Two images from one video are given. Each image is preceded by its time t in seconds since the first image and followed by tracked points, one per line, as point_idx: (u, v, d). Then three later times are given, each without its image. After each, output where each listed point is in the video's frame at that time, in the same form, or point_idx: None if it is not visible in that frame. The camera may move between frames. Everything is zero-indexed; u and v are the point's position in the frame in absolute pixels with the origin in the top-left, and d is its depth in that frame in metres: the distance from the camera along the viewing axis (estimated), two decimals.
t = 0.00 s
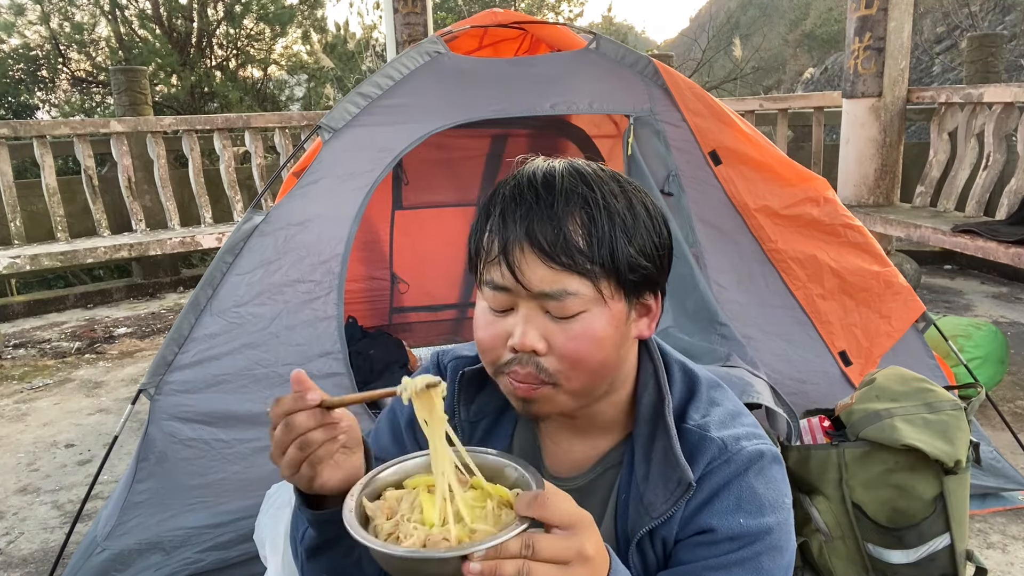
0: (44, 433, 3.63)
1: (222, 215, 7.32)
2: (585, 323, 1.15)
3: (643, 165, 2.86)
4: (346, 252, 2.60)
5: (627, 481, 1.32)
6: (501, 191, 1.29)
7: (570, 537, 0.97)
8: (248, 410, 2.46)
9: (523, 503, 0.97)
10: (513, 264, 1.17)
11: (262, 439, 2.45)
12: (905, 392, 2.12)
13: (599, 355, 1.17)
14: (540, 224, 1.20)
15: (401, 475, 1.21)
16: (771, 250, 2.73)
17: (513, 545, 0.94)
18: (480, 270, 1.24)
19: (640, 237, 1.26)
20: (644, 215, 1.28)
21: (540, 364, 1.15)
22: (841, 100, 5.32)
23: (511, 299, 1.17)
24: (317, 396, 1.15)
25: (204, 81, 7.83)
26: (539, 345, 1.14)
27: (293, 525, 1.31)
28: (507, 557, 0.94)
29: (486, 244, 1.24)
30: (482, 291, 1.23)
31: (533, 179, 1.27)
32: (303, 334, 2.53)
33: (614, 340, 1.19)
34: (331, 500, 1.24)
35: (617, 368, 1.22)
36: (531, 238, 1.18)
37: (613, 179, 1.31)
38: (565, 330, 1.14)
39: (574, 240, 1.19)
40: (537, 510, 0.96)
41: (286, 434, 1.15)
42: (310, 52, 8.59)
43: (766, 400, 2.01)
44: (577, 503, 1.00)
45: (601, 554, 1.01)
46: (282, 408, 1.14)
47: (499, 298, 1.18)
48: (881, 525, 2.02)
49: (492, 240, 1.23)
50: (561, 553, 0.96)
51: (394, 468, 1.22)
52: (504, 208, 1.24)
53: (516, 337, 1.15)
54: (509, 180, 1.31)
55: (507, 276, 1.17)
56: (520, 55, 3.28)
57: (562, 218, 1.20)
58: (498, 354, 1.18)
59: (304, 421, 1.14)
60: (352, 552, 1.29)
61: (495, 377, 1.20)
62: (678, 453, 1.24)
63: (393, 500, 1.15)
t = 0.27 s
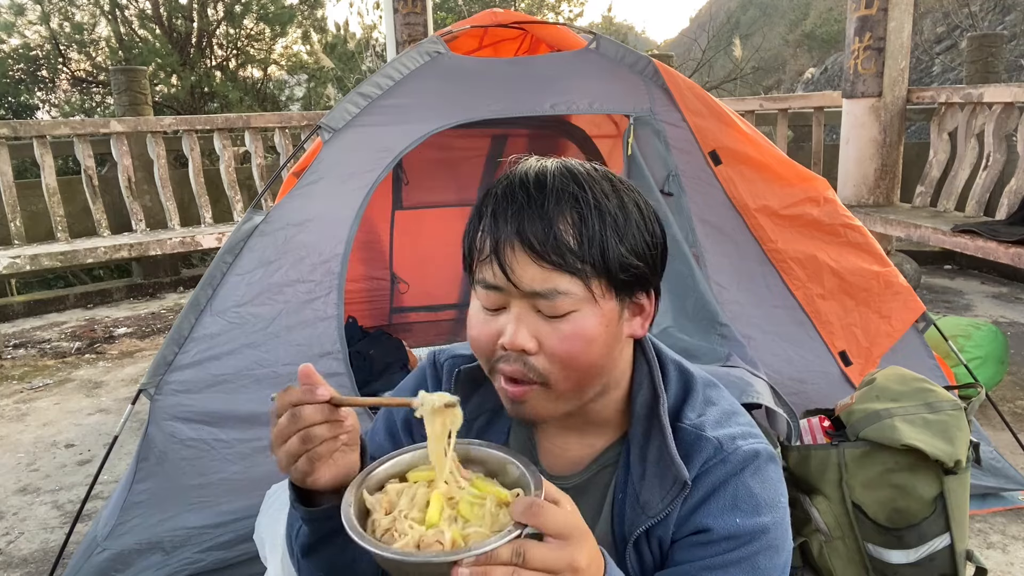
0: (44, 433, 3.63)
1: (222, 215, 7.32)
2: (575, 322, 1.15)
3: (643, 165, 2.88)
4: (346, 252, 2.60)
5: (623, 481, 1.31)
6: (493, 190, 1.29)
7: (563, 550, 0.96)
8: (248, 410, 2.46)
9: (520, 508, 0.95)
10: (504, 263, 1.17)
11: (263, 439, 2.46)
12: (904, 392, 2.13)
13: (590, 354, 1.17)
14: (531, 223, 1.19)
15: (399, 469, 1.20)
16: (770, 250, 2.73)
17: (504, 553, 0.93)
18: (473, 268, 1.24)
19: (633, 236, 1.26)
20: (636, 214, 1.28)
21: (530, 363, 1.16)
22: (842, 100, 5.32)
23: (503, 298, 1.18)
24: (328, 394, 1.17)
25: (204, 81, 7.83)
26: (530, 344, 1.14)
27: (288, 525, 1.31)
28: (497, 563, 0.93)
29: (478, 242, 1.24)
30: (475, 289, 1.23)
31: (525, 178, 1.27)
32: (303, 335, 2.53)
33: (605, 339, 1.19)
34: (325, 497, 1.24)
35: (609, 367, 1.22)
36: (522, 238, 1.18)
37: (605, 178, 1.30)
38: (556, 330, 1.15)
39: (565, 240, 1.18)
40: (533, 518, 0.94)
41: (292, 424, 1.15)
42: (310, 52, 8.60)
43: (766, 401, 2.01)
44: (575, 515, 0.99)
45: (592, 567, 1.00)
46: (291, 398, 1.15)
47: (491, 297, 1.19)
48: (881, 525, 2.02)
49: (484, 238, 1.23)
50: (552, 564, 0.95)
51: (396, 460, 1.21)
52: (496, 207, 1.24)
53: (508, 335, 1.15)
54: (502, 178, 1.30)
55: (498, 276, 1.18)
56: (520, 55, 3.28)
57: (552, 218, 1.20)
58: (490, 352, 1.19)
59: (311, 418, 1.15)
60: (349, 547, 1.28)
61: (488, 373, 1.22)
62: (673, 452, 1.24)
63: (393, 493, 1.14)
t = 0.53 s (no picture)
0: (44, 433, 3.63)
1: (222, 215, 7.32)
2: (594, 291, 1.16)
3: (643, 165, 2.88)
4: (346, 252, 2.60)
5: (621, 479, 1.32)
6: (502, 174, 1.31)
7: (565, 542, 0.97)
8: (248, 410, 2.46)
9: (530, 493, 0.94)
10: (522, 235, 1.19)
11: (263, 439, 2.45)
12: (904, 392, 2.13)
13: (609, 325, 1.17)
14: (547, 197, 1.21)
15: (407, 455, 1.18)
16: (771, 250, 2.72)
17: (506, 541, 0.94)
18: (486, 248, 1.24)
19: (642, 215, 1.29)
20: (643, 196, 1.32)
21: (552, 335, 1.14)
22: (842, 100, 5.32)
23: (520, 272, 1.18)
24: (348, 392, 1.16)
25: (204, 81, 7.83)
26: (551, 315, 1.14)
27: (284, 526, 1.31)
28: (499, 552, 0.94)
29: (491, 222, 1.25)
30: (487, 270, 1.23)
31: (536, 160, 1.30)
32: (303, 335, 2.52)
33: (622, 312, 1.19)
34: (317, 497, 1.23)
35: (623, 345, 1.22)
36: (539, 211, 1.20)
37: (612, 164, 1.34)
38: (575, 299, 1.15)
39: (581, 213, 1.21)
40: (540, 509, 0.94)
41: (306, 414, 1.14)
42: (310, 52, 8.61)
43: (766, 401, 2.01)
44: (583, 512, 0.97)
45: (594, 565, 1.00)
46: (312, 387, 1.14)
47: (507, 272, 1.19)
48: (881, 525, 2.02)
49: (497, 217, 1.24)
50: (553, 555, 0.96)
51: (408, 446, 1.19)
52: (507, 186, 1.25)
53: (526, 307, 1.15)
54: (510, 164, 1.33)
55: (516, 249, 1.18)
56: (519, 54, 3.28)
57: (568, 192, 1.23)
58: (505, 331, 1.17)
59: (328, 415, 1.14)
60: (346, 546, 1.29)
61: (500, 357, 1.19)
62: (671, 451, 1.24)
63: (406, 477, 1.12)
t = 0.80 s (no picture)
0: (44, 433, 3.63)
1: (222, 215, 7.33)
2: (608, 265, 1.18)
3: (643, 165, 2.86)
4: (346, 252, 2.60)
5: (624, 477, 1.32)
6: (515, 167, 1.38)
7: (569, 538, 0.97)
8: (248, 410, 2.46)
9: (529, 493, 0.92)
10: (539, 212, 1.24)
11: (263, 439, 2.45)
12: (904, 392, 2.13)
13: (622, 301, 1.17)
14: (565, 181, 1.29)
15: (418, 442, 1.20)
16: (771, 250, 2.72)
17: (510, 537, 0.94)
18: (501, 228, 1.28)
19: (646, 210, 1.36)
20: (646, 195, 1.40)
21: (565, 307, 1.14)
22: (841, 100, 5.32)
23: (535, 246, 1.21)
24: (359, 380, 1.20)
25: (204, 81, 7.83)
26: (564, 287, 1.14)
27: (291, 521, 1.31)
28: (502, 542, 0.96)
29: (507, 204, 1.30)
30: (501, 248, 1.25)
31: (553, 155, 1.38)
32: (303, 335, 2.52)
33: (632, 293, 1.20)
34: (325, 492, 1.23)
35: (630, 329, 1.22)
36: (556, 192, 1.26)
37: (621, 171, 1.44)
38: (590, 270, 1.17)
39: (594, 195, 1.28)
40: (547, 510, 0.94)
41: (320, 401, 1.16)
42: (310, 52, 8.61)
43: (766, 401, 2.01)
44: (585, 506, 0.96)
45: (599, 561, 1.01)
46: (323, 375, 1.18)
47: (523, 245, 1.22)
48: (881, 525, 2.02)
49: (515, 198, 1.30)
50: (558, 550, 0.97)
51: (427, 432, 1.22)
52: (525, 172, 1.32)
53: (541, 275, 1.16)
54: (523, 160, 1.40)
55: (533, 223, 1.23)
56: (519, 55, 3.28)
57: (582, 177, 1.30)
58: (516, 305, 1.16)
59: (338, 399, 1.16)
60: (353, 540, 1.30)
61: (508, 334, 1.18)
62: (674, 448, 1.24)
63: (425, 459, 1.16)
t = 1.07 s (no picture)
0: (44, 433, 3.63)
1: (222, 215, 7.33)
2: (609, 265, 1.18)
3: (643, 165, 2.86)
4: (346, 252, 2.60)
5: (628, 476, 1.32)
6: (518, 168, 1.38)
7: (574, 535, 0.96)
8: (248, 410, 2.46)
9: (531, 492, 0.93)
10: (540, 212, 1.24)
11: (262, 439, 2.45)
12: (904, 392, 2.13)
13: (623, 301, 1.17)
14: (567, 180, 1.29)
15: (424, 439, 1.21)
16: (771, 250, 2.73)
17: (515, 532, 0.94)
18: (503, 227, 1.28)
19: (648, 211, 1.35)
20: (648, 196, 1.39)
21: (566, 306, 1.14)
22: (841, 100, 5.32)
23: (537, 246, 1.21)
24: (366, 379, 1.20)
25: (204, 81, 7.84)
26: (565, 286, 1.14)
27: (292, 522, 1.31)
28: (505, 539, 0.95)
29: (509, 205, 1.30)
30: (502, 248, 1.25)
31: (555, 154, 1.38)
32: (303, 335, 2.52)
33: (633, 293, 1.20)
34: (327, 493, 1.24)
35: (631, 329, 1.22)
36: (557, 192, 1.27)
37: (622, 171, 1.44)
38: (591, 270, 1.16)
39: (596, 196, 1.27)
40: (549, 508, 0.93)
41: (327, 398, 1.16)
42: (310, 52, 8.61)
43: (766, 401, 2.02)
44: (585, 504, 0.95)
45: (604, 558, 1.00)
46: (331, 371, 1.18)
47: (525, 245, 1.22)
48: (881, 524, 2.02)
49: (517, 198, 1.30)
50: (562, 546, 0.96)
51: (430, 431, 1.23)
52: (527, 172, 1.33)
53: (542, 275, 1.16)
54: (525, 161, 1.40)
55: (534, 223, 1.23)
56: (519, 55, 3.28)
57: (583, 178, 1.30)
58: (517, 304, 1.16)
59: (344, 397, 1.16)
60: (354, 542, 1.30)
61: (510, 333, 1.18)
62: (678, 447, 1.25)
63: (431, 457, 1.17)
